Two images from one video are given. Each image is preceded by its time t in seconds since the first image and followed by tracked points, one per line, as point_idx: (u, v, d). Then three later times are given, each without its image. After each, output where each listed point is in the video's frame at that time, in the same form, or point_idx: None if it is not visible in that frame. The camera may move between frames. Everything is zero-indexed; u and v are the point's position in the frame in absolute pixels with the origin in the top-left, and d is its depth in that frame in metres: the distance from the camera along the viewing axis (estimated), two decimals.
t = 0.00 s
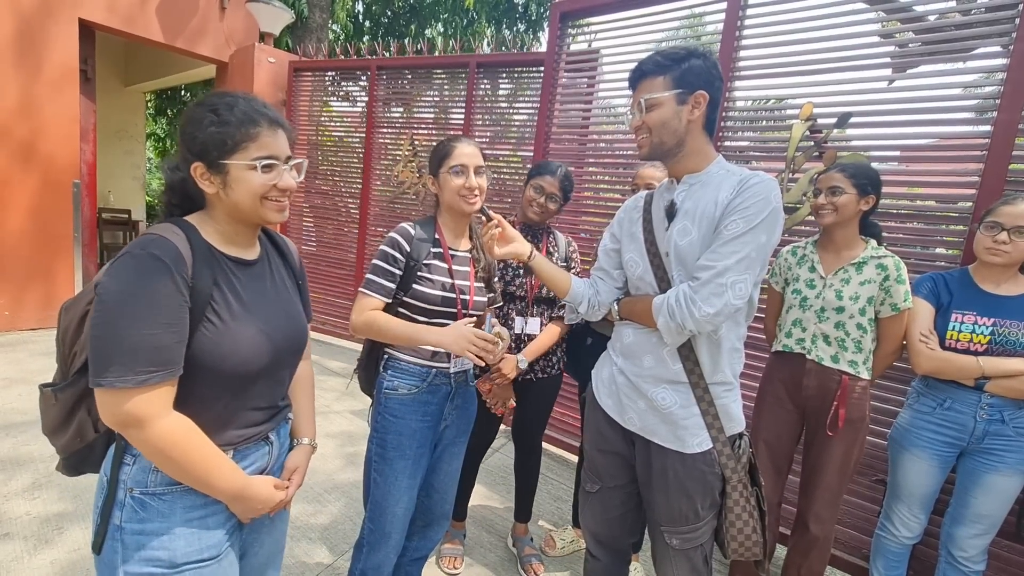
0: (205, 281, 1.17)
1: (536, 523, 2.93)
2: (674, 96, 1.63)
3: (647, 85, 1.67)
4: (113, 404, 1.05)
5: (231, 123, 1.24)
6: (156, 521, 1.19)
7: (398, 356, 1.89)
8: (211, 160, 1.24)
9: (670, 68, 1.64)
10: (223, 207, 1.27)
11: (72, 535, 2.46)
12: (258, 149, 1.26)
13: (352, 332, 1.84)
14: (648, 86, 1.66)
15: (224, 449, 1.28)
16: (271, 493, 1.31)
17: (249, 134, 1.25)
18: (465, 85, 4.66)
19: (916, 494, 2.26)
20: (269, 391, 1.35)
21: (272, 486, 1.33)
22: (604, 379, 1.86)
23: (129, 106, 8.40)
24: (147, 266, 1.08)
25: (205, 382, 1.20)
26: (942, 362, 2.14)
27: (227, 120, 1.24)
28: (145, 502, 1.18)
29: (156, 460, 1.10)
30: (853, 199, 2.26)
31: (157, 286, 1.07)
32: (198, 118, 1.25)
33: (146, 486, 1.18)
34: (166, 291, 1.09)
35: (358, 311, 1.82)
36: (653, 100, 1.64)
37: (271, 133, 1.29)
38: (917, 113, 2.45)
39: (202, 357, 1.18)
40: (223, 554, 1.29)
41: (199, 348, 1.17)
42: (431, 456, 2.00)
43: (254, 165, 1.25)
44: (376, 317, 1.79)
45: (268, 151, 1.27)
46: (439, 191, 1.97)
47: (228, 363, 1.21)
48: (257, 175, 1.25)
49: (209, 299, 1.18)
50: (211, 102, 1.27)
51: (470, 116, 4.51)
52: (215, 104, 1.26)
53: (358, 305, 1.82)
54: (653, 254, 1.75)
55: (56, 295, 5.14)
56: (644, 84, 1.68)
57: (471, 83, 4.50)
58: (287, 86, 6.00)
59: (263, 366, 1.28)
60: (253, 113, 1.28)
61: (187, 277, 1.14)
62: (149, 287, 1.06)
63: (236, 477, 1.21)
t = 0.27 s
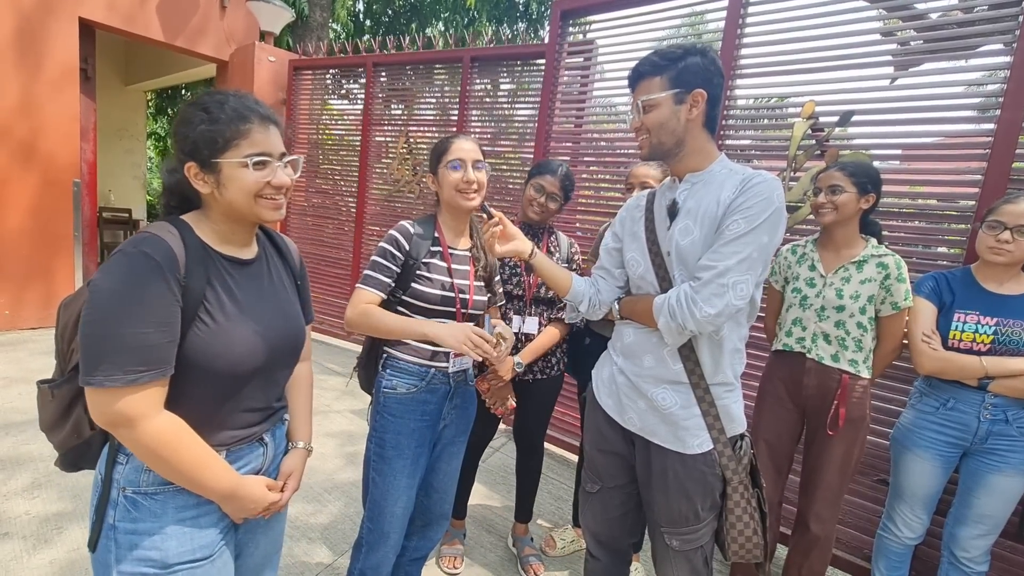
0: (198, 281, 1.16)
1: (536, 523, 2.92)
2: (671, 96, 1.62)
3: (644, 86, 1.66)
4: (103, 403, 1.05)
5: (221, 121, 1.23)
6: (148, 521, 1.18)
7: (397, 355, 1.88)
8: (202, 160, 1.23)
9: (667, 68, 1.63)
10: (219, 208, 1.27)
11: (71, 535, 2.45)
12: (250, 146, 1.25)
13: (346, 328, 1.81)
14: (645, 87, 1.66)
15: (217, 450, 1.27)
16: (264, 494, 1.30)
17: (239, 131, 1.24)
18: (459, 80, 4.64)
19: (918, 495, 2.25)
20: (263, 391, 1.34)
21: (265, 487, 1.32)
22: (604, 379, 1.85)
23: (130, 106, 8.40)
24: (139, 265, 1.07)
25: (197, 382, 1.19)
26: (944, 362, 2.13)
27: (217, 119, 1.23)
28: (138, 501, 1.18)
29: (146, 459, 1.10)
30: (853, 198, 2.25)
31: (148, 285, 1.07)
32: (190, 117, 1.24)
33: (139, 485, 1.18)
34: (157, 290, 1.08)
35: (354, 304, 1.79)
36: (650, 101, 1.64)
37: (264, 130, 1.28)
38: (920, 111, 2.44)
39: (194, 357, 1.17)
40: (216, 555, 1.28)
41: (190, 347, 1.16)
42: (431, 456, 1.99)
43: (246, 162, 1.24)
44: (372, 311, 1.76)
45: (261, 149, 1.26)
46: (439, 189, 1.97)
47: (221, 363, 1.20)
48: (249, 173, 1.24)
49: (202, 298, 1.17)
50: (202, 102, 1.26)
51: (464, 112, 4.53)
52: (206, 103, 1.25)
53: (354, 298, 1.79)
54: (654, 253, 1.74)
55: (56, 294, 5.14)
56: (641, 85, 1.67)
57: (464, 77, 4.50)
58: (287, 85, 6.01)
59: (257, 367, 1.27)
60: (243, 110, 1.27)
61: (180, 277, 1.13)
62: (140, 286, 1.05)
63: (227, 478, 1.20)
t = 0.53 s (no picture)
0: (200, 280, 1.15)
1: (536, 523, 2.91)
2: (674, 92, 1.60)
3: (645, 84, 1.65)
4: (105, 405, 1.03)
5: (236, 124, 1.21)
6: (147, 523, 1.17)
7: (396, 354, 1.87)
8: (216, 163, 1.21)
9: (669, 64, 1.62)
10: (226, 210, 1.26)
11: (69, 535, 2.44)
12: (267, 149, 1.25)
13: (342, 320, 1.75)
14: (646, 84, 1.64)
15: (217, 450, 1.26)
16: (264, 493, 1.30)
17: (256, 134, 1.23)
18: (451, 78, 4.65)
19: (920, 495, 2.24)
20: (262, 391, 1.33)
21: (264, 486, 1.31)
22: (604, 379, 1.84)
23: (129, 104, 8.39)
24: (141, 265, 1.06)
25: (198, 383, 1.18)
26: (946, 362, 2.12)
27: (233, 121, 1.21)
28: (136, 503, 1.16)
29: (147, 461, 1.08)
30: (853, 196, 2.24)
31: (151, 285, 1.05)
32: (193, 115, 1.21)
33: (137, 487, 1.16)
34: (159, 290, 1.07)
35: (353, 296, 1.74)
36: (653, 98, 1.62)
37: (274, 133, 1.29)
38: (921, 109, 2.42)
39: (195, 358, 1.16)
40: (216, 556, 1.27)
41: (192, 348, 1.15)
42: (430, 457, 1.98)
43: (265, 166, 1.25)
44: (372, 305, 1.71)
45: (275, 151, 1.27)
46: (439, 188, 1.96)
47: (222, 365, 1.19)
48: (268, 176, 1.25)
49: (204, 298, 1.16)
50: (210, 101, 1.23)
51: (459, 109, 4.51)
52: (217, 104, 1.23)
53: (354, 290, 1.74)
54: (655, 252, 1.73)
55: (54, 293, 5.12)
56: (643, 81, 1.66)
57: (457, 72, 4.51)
58: (286, 83, 6.02)
59: (257, 367, 1.26)
60: (257, 113, 1.26)
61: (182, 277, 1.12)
62: (142, 286, 1.04)
63: (228, 478, 1.19)
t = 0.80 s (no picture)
0: (205, 280, 1.14)
1: (537, 522, 2.91)
2: (675, 88, 1.59)
3: (645, 79, 1.64)
4: (111, 409, 1.01)
5: (252, 125, 1.21)
6: (150, 526, 1.16)
7: (397, 354, 1.85)
8: (232, 164, 1.20)
9: (669, 59, 1.60)
10: (234, 210, 1.25)
11: (68, 534, 2.44)
12: (281, 150, 1.27)
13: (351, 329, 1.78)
14: (647, 80, 1.63)
15: (220, 450, 1.25)
16: (266, 493, 1.29)
17: (273, 136, 1.25)
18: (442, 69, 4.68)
19: (923, 494, 2.23)
20: (264, 390, 1.32)
21: (268, 485, 1.31)
22: (605, 378, 1.83)
23: (128, 103, 8.39)
24: (146, 266, 1.04)
25: (202, 384, 1.17)
26: (949, 361, 2.11)
27: (250, 123, 1.20)
28: (139, 506, 1.15)
29: (152, 464, 1.07)
30: (854, 193, 2.22)
31: (157, 286, 1.04)
32: (206, 112, 1.18)
33: (139, 490, 1.15)
34: (165, 290, 1.05)
35: (358, 305, 1.76)
36: (654, 94, 1.61)
37: (285, 133, 1.30)
38: (923, 106, 2.41)
39: (199, 359, 1.15)
40: (220, 558, 1.26)
41: (196, 349, 1.14)
42: (431, 457, 1.97)
43: (279, 166, 1.26)
44: (377, 309, 1.73)
45: (289, 153, 1.29)
46: (438, 186, 1.94)
47: (227, 365, 1.18)
48: (282, 176, 1.27)
49: (208, 298, 1.15)
50: (223, 100, 1.20)
51: (449, 100, 4.56)
52: (232, 103, 1.20)
53: (358, 299, 1.77)
54: (656, 249, 1.71)
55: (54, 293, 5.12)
56: (644, 77, 1.64)
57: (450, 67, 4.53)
58: (286, 81, 6.05)
59: (261, 367, 1.26)
60: (268, 114, 1.26)
61: (186, 277, 1.11)
62: (149, 287, 1.03)
63: (233, 479, 1.18)
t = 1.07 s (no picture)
0: (206, 280, 1.13)
1: (537, 522, 2.90)
2: (673, 84, 1.58)
3: (644, 76, 1.62)
4: (112, 410, 1.01)
5: (254, 123, 1.20)
6: (151, 528, 1.15)
7: (398, 354, 1.85)
8: (236, 162, 1.19)
9: (667, 56, 1.59)
10: (235, 209, 1.24)
11: (68, 535, 2.43)
12: (284, 148, 1.26)
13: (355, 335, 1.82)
14: (645, 76, 1.62)
15: (221, 451, 1.24)
16: (267, 493, 1.29)
17: (276, 134, 1.24)
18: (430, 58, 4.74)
19: (925, 492, 2.22)
20: (264, 389, 1.31)
21: (269, 485, 1.30)
22: (604, 377, 1.82)
23: (127, 102, 8.38)
24: (148, 264, 1.03)
25: (203, 384, 1.16)
26: (951, 358, 2.10)
27: (252, 121, 1.20)
28: (138, 509, 1.14)
29: (152, 466, 1.06)
30: (854, 190, 2.21)
31: (159, 285, 1.03)
32: (209, 110, 1.17)
33: (138, 492, 1.14)
34: (167, 289, 1.04)
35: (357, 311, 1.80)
36: (652, 91, 1.60)
37: (287, 131, 1.29)
38: (924, 102, 2.39)
39: (201, 359, 1.14)
40: (221, 560, 1.26)
41: (198, 349, 1.13)
42: (432, 457, 1.96)
43: (281, 164, 1.26)
44: (377, 316, 1.76)
45: (290, 151, 1.28)
46: (435, 184, 1.93)
47: (228, 365, 1.18)
48: (285, 174, 1.27)
49: (209, 297, 1.14)
50: (226, 98, 1.19)
51: (437, 91, 4.61)
52: (235, 101, 1.20)
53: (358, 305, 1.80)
54: (655, 247, 1.70)
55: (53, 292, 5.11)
56: (642, 74, 1.63)
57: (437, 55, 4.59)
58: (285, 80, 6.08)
59: (261, 367, 1.25)
60: (270, 112, 1.25)
61: (188, 275, 1.10)
62: (151, 287, 1.02)
63: (234, 480, 1.18)
